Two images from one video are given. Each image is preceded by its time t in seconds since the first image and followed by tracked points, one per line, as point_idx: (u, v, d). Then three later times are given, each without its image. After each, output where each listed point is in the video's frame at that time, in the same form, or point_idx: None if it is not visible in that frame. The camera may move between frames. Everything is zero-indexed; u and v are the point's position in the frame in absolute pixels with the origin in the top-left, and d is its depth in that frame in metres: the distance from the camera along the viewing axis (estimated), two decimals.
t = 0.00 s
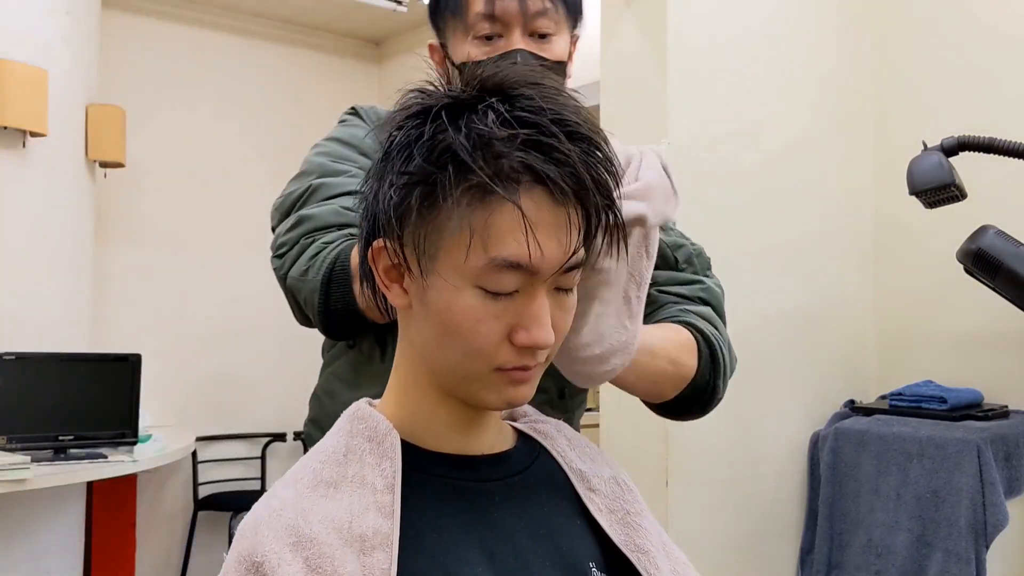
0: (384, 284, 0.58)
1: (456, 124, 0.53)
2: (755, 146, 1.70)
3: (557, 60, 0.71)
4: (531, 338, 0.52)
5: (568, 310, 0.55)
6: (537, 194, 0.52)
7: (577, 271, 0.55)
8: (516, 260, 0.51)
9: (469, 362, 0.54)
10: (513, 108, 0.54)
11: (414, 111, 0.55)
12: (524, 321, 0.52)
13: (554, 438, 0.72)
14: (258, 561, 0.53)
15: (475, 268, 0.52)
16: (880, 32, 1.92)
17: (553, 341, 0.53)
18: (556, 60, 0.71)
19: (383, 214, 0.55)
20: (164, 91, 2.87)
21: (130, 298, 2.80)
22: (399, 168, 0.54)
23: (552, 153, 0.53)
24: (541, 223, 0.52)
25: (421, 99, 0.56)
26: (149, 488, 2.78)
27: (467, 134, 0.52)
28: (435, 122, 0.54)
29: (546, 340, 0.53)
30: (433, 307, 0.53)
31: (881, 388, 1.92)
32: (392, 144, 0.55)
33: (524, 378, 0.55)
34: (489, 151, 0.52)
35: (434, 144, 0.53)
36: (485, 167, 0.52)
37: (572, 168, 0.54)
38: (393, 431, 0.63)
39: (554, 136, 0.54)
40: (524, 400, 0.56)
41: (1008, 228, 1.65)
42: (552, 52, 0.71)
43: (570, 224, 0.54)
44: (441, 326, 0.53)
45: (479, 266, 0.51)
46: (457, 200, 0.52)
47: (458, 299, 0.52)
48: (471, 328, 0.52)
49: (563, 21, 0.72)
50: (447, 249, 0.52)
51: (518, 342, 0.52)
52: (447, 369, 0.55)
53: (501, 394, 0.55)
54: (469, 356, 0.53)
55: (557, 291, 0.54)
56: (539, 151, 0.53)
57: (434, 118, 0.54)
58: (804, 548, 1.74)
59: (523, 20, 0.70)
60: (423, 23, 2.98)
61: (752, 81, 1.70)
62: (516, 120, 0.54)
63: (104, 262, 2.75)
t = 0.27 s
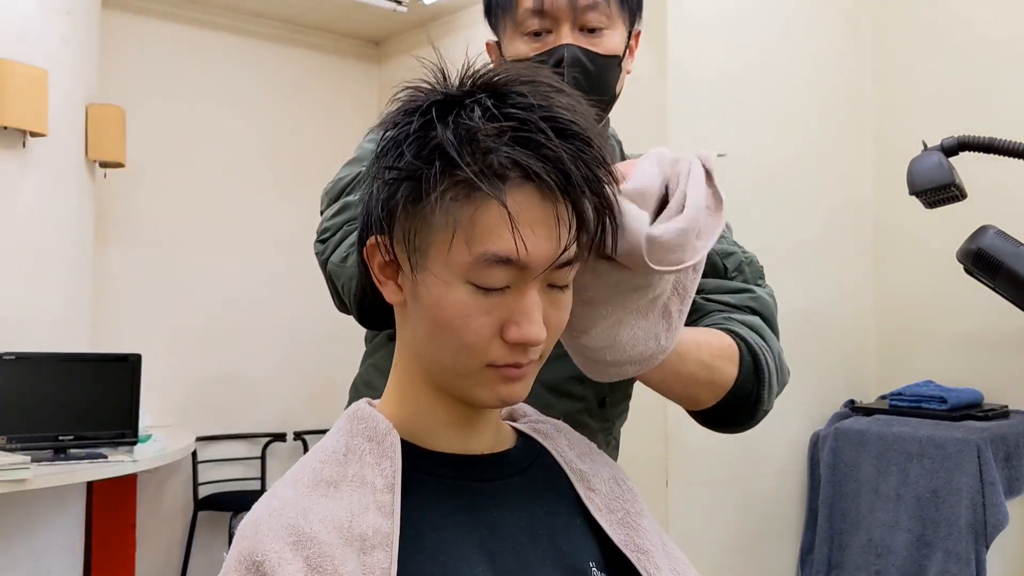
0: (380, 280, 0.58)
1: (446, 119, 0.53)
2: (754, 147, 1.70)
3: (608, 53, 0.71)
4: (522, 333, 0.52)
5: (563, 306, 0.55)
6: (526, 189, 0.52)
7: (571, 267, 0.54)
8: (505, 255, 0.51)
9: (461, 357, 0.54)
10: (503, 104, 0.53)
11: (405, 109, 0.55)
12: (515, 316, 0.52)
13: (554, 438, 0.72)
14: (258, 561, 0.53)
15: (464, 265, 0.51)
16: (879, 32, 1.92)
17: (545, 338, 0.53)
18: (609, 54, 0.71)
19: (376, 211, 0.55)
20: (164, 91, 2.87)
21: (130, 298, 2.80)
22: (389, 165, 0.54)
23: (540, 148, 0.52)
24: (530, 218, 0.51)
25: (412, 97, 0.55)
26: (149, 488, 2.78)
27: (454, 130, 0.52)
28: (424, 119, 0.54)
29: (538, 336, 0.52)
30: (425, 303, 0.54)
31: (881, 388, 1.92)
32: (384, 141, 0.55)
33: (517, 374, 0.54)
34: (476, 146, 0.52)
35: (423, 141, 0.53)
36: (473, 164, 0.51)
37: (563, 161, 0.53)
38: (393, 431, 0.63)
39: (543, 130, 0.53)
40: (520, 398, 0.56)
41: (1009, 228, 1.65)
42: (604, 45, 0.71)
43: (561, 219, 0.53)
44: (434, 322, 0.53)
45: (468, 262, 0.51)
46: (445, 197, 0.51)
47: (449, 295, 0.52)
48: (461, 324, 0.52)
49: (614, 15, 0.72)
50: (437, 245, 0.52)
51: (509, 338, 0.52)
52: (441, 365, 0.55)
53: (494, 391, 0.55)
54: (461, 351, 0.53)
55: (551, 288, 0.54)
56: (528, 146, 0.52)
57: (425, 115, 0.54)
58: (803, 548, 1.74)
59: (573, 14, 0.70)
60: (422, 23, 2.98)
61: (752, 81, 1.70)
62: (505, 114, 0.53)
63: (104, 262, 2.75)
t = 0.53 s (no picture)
0: (375, 281, 0.58)
1: (438, 119, 0.52)
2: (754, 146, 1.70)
3: (608, 36, 0.69)
4: (519, 332, 0.52)
5: (557, 304, 0.55)
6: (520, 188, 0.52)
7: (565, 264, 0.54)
8: (501, 255, 0.51)
9: (458, 357, 0.54)
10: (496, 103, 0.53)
11: (397, 108, 0.54)
12: (511, 315, 0.52)
13: (552, 438, 0.71)
14: (256, 561, 0.54)
15: (461, 264, 0.51)
16: (879, 31, 1.92)
17: (542, 336, 0.53)
18: (611, 38, 0.69)
19: (371, 211, 0.55)
20: (164, 91, 2.87)
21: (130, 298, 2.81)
22: (383, 166, 0.53)
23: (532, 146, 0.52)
24: (523, 217, 0.52)
25: (403, 99, 0.55)
26: (149, 488, 2.78)
27: (446, 130, 0.52)
28: (417, 119, 0.53)
29: (535, 334, 0.52)
30: (422, 303, 0.54)
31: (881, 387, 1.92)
32: (376, 141, 0.55)
33: (514, 373, 0.54)
34: (468, 146, 0.51)
35: (416, 141, 0.52)
36: (466, 163, 0.51)
37: (555, 159, 0.52)
38: (390, 432, 0.63)
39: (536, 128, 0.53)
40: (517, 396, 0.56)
41: (1009, 228, 1.65)
42: (604, 30, 0.70)
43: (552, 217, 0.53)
44: (430, 322, 0.53)
45: (464, 262, 0.51)
46: (439, 197, 0.51)
47: (446, 295, 0.52)
48: (459, 324, 0.52)
49: None
50: (433, 245, 0.52)
51: (506, 337, 0.52)
52: (437, 364, 0.55)
53: (492, 390, 0.55)
54: (458, 351, 0.53)
55: (545, 286, 0.54)
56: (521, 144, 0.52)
57: (417, 114, 0.53)
58: (803, 548, 1.74)
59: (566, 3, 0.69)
60: (422, 23, 2.98)
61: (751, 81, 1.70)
62: (497, 113, 0.53)
63: (104, 262, 2.75)
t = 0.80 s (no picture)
0: (382, 280, 0.58)
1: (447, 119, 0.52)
2: (754, 146, 1.70)
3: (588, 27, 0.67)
4: (523, 335, 0.52)
5: (562, 306, 0.55)
6: (526, 190, 0.51)
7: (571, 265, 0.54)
8: (508, 257, 0.51)
9: (463, 358, 0.54)
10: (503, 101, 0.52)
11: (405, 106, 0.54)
12: (517, 317, 0.52)
13: (554, 438, 0.71)
14: (259, 560, 0.54)
15: (467, 266, 0.51)
16: (879, 32, 1.92)
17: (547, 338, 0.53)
18: (594, 27, 0.67)
19: (378, 210, 0.55)
20: (164, 91, 2.87)
21: (130, 298, 2.81)
22: (390, 165, 0.53)
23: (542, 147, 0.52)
24: (530, 219, 0.52)
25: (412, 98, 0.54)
26: (149, 488, 2.78)
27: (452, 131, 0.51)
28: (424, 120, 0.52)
29: (540, 337, 0.52)
30: (428, 304, 0.54)
31: (881, 387, 1.92)
32: (384, 140, 0.55)
33: (519, 374, 0.54)
34: (475, 148, 0.51)
35: (424, 142, 0.52)
36: (473, 165, 0.51)
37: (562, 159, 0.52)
38: (393, 432, 0.63)
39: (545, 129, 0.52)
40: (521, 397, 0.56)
41: (1009, 228, 1.65)
42: (584, 21, 0.67)
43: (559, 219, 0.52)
44: (436, 322, 0.54)
45: (471, 263, 0.51)
46: (446, 197, 0.51)
47: (452, 296, 0.52)
48: (464, 325, 0.52)
49: None
50: (440, 246, 0.52)
51: (511, 340, 0.52)
52: (443, 365, 0.55)
53: (496, 392, 0.55)
54: (462, 352, 0.53)
55: (551, 288, 0.54)
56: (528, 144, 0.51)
57: (425, 114, 0.53)
58: (804, 548, 1.74)
59: None
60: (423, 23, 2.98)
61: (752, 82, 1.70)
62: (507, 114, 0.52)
63: (104, 262, 2.75)
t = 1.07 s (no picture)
0: (379, 277, 0.58)
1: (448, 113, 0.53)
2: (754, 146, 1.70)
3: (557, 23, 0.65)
4: (522, 328, 0.52)
5: (559, 303, 0.55)
6: (525, 181, 0.52)
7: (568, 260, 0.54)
8: (507, 249, 0.51)
9: (461, 355, 0.53)
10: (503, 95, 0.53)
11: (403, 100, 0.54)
12: (516, 311, 0.52)
13: (555, 440, 0.71)
14: (258, 560, 0.53)
15: (466, 259, 0.51)
16: (879, 32, 1.92)
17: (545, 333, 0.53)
18: (564, 22, 0.65)
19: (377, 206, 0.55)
20: (164, 91, 2.87)
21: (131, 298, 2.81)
22: (390, 160, 0.54)
23: (540, 139, 0.52)
24: (528, 211, 0.52)
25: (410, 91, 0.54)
26: (149, 488, 2.78)
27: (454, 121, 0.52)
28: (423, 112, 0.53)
29: (538, 331, 0.52)
30: (426, 298, 0.53)
31: (881, 387, 1.92)
32: (382, 136, 0.55)
33: (517, 370, 0.54)
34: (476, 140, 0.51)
35: (424, 134, 0.52)
36: (474, 155, 0.51)
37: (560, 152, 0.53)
38: (392, 432, 0.63)
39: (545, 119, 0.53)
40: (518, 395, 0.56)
41: (1009, 228, 1.65)
42: (553, 17, 0.65)
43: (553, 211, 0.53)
44: (434, 317, 0.53)
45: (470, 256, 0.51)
46: (447, 189, 0.52)
47: (450, 290, 0.52)
48: (462, 320, 0.52)
49: None
50: (439, 240, 0.52)
51: (509, 333, 0.52)
52: (440, 362, 0.55)
53: (495, 388, 0.54)
54: (460, 348, 0.53)
55: (549, 284, 0.54)
56: (526, 133, 0.52)
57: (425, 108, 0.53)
58: (803, 548, 1.74)
59: None
60: (423, 23, 2.98)
61: (752, 81, 1.70)
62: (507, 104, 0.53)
63: (104, 262, 2.75)
